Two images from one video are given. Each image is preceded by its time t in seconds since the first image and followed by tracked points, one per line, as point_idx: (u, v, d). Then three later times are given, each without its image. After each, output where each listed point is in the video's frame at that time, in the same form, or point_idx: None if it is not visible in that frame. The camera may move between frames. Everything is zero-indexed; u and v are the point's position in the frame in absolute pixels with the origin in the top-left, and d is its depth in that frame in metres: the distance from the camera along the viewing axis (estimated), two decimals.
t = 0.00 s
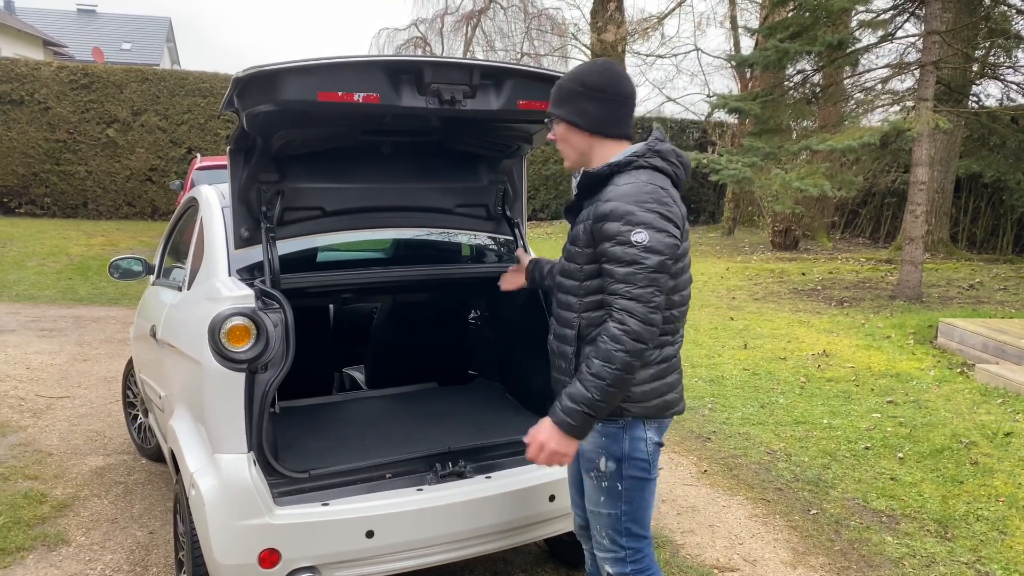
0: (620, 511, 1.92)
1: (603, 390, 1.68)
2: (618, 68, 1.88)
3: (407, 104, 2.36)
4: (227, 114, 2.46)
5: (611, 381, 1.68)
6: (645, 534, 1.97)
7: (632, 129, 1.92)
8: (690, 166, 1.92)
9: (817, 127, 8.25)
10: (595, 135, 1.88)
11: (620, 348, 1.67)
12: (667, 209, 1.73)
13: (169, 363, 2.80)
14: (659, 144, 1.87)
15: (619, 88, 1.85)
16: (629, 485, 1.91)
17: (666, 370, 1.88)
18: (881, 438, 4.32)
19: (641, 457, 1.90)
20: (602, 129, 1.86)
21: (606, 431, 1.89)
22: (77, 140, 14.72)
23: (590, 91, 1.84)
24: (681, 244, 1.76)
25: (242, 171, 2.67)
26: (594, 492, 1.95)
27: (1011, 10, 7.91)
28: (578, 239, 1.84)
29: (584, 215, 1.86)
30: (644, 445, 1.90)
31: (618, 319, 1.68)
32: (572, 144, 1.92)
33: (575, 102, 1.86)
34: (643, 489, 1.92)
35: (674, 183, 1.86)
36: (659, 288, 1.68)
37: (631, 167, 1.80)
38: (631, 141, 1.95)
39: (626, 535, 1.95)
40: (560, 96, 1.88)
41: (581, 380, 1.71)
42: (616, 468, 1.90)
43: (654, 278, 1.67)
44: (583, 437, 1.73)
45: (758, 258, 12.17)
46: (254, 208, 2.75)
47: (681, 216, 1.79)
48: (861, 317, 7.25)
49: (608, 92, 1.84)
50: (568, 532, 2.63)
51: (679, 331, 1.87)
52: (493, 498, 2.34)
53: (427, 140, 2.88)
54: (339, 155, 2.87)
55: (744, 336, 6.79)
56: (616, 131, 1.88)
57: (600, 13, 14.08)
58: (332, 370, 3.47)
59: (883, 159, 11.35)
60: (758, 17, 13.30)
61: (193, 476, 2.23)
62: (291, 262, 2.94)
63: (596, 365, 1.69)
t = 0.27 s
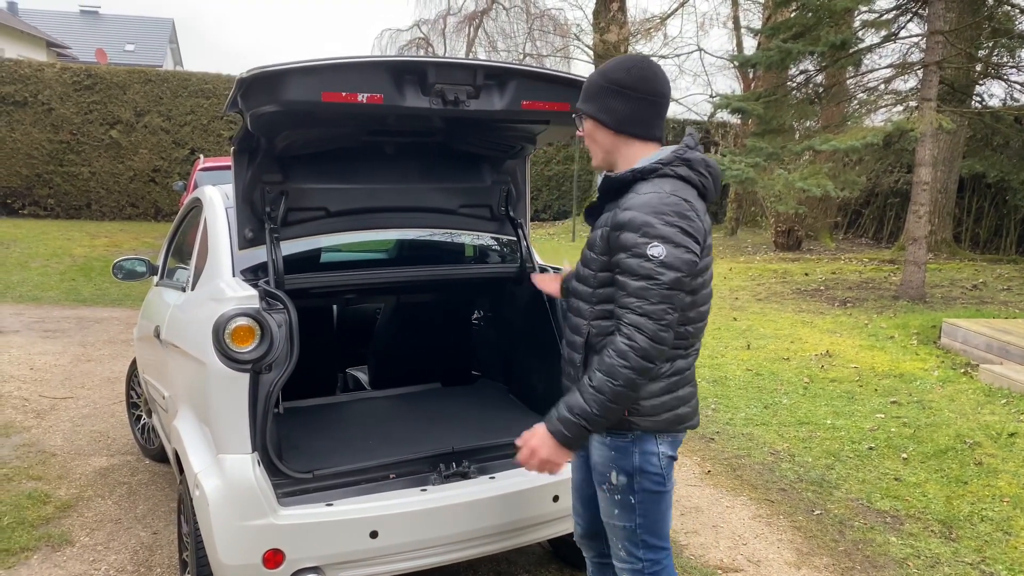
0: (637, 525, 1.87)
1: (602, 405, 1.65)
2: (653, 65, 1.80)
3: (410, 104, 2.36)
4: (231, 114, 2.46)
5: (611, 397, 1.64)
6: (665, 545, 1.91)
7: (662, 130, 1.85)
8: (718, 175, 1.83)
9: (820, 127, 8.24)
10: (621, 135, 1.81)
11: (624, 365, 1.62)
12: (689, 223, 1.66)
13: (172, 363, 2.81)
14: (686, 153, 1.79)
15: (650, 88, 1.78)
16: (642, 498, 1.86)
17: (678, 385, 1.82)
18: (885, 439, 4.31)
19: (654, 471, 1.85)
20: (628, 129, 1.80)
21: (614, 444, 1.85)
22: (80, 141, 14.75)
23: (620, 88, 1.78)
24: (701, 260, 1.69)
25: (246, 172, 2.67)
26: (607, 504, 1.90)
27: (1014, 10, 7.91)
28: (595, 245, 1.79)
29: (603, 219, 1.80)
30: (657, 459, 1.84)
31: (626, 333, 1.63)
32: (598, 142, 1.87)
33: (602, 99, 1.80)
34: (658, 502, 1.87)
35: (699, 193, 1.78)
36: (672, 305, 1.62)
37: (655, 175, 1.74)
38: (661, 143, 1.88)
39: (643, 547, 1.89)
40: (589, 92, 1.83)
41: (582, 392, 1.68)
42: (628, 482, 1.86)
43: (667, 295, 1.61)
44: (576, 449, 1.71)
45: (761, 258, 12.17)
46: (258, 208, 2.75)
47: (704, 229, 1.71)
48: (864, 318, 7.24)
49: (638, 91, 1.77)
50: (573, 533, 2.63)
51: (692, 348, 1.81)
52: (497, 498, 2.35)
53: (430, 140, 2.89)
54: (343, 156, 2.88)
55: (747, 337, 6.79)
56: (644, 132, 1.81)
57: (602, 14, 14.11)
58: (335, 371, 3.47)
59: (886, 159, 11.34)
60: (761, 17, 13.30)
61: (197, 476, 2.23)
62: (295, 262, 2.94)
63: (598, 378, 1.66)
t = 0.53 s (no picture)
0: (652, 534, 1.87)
1: (662, 443, 1.63)
2: (656, 64, 1.78)
3: (413, 103, 2.36)
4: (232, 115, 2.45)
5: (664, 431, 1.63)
6: (682, 557, 1.89)
7: (673, 130, 1.82)
8: (732, 174, 1.80)
9: (822, 127, 8.24)
10: (628, 139, 1.81)
11: (661, 394, 1.62)
12: (702, 233, 1.64)
13: (174, 363, 2.81)
14: (696, 158, 1.77)
15: (653, 89, 1.76)
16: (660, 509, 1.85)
17: (711, 398, 1.81)
18: (888, 439, 4.31)
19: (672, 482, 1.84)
20: (635, 133, 1.79)
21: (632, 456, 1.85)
22: (83, 142, 14.77)
23: (621, 93, 1.77)
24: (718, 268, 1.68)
25: (248, 172, 2.65)
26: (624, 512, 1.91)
27: (1016, 10, 7.90)
28: (608, 265, 1.79)
29: (614, 237, 1.80)
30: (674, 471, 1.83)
31: (653, 360, 1.62)
32: (609, 149, 1.87)
33: (607, 105, 1.80)
34: (674, 513, 1.86)
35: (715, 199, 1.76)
36: (695, 322, 1.61)
37: (663, 186, 1.73)
38: (674, 143, 1.85)
39: (660, 557, 1.88)
40: (593, 99, 1.83)
41: (636, 434, 1.67)
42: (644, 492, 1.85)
43: (688, 313, 1.60)
44: (662, 495, 1.70)
45: (763, 258, 12.16)
46: (260, 208, 2.74)
47: (719, 235, 1.69)
48: (867, 318, 7.23)
49: (640, 93, 1.76)
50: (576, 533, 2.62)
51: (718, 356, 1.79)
52: (500, 498, 2.34)
53: (432, 141, 2.89)
54: (345, 155, 2.87)
55: (750, 337, 6.78)
56: (652, 134, 1.79)
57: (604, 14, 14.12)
58: (337, 372, 3.47)
59: (888, 159, 11.33)
60: (763, 17, 13.29)
61: (200, 477, 2.23)
62: (298, 262, 2.95)
63: (643, 415, 1.64)
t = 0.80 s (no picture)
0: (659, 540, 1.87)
1: (674, 451, 1.62)
2: (651, 66, 1.77)
3: (414, 104, 2.35)
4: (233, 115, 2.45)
5: (674, 438, 1.62)
6: (689, 563, 1.88)
7: (676, 129, 1.80)
8: (738, 175, 1.80)
9: (823, 127, 8.24)
10: (629, 144, 1.81)
11: (673, 401, 1.60)
12: (708, 236, 1.63)
13: (175, 364, 2.80)
14: (701, 160, 1.76)
15: (648, 91, 1.74)
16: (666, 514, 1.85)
17: (719, 402, 1.80)
18: (889, 439, 4.30)
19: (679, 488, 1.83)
20: (634, 137, 1.78)
21: (637, 460, 1.86)
22: (84, 142, 14.78)
23: (616, 98, 1.77)
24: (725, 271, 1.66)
25: (249, 171, 2.65)
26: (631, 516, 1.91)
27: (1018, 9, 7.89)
28: (616, 270, 1.78)
29: (620, 241, 1.79)
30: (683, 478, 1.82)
31: (663, 367, 1.61)
32: (613, 153, 1.88)
33: (605, 112, 1.80)
34: (682, 520, 1.85)
35: (721, 201, 1.75)
36: (704, 327, 1.60)
37: (669, 189, 1.73)
38: (679, 142, 1.83)
39: (667, 563, 1.88)
40: (593, 106, 1.84)
41: (647, 443, 1.66)
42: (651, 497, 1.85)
43: (697, 317, 1.59)
44: (675, 504, 1.68)
45: (764, 259, 12.15)
46: (261, 209, 2.74)
47: (726, 237, 1.68)
48: (868, 318, 7.22)
49: (635, 96, 1.75)
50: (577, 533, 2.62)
51: (727, 360, 1.78)
52: (501, 499, 2.34)
53: (433, 141, 2.89)
54: (346, 156, 2.87)
55: (751, 337, 6.78)
56: (652, 136, 1.78)
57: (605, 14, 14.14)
58: (338, 373, 3.46)
59: (889, 159, 11.32)
60: (764, 17, 13.28)
61: (201, 478, 2.23)
62: (298, 262, 2.95)
63: (654, 423, 1.63)
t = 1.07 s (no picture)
0: (655, 541, 1.87)
1: (634, 441, 1.63)
2: (661, 63, 1.76)
3: (413, 103, 2.35)
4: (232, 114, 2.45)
5: (640, 431, 1.62)
6: (687, 564, 1.88)
7: (688, 126, 1.79)
8: (751, 180, 1.79)
9: (823, 127, 8.24)
10: (641, 142, 1.80)
11: (650, 395, 1.60)
12: (713, 238, 1.62)
13: (174, 365, 2.80)
14: (715, 161, 1.75)
15: (659, 89, 1.74)
16: (663, 516, 1.85)
17: (706, 406, 1.80)
18: (889, 440, 4.29)
19: (675, 491, 1.83)
20: (647, 135, 1.78)
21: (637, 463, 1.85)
22: (83, 143, 14.77)
23: (627, 95, 1.77)
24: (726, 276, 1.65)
25: (249, 171, 2.65)
26: (629, 517, 1.93)
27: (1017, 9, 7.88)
28: (618, 260, 1.78)
29: (626, 233, 1.79)
30: (678, 481, 1.81)
31: (647, 361, 1.61)
32: (625, 152, 1.88)
33: (617, 110, 1.80)
34: (679, 522, 1.85)
35: (731, 204, 1.74)
36: (696, 328, 1.59)
37: (679, 187, 1.72)
38: (692, 139, 1.82)
39: (662, 563, 1.88)
40: (605, 106, 1.84)
41: (612, 428, 1.67)
42: (648, 499, 1.86)
43: (689, 317, 1.58)
44: (618, 488, 1.69)
45: (763, 259, 12.16)
46: (260, 209, 2.74)
47: (731, 241, 1.67)
48: (868, 318, 7.22)
49: (646, 94, 1.74)
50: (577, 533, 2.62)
51: (721, 364, 1.78)
52: (500, 499, 2.34)
53: (433, 141, 2.89)
54: (346, 156, 2.87)
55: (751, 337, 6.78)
56: (664, 133, 1.77)
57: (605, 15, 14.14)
58: (338, 373, 3.46)
59: (889, 158, 11.31)
60: (764, 17, 13.28)
61: (200, 478, 2.22)
62: (298, 263, 2.94)
63: (625, 412, 1.64)
